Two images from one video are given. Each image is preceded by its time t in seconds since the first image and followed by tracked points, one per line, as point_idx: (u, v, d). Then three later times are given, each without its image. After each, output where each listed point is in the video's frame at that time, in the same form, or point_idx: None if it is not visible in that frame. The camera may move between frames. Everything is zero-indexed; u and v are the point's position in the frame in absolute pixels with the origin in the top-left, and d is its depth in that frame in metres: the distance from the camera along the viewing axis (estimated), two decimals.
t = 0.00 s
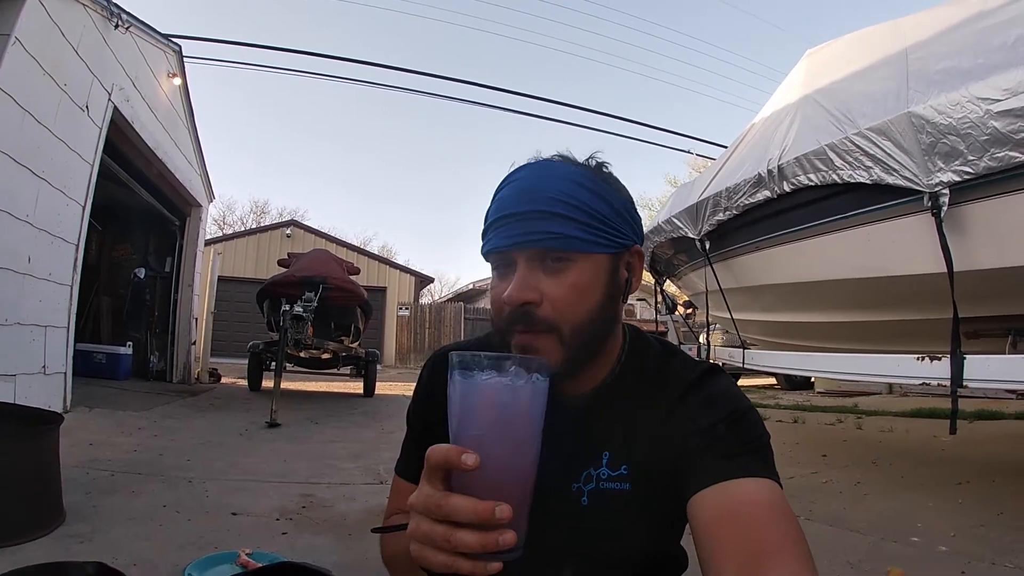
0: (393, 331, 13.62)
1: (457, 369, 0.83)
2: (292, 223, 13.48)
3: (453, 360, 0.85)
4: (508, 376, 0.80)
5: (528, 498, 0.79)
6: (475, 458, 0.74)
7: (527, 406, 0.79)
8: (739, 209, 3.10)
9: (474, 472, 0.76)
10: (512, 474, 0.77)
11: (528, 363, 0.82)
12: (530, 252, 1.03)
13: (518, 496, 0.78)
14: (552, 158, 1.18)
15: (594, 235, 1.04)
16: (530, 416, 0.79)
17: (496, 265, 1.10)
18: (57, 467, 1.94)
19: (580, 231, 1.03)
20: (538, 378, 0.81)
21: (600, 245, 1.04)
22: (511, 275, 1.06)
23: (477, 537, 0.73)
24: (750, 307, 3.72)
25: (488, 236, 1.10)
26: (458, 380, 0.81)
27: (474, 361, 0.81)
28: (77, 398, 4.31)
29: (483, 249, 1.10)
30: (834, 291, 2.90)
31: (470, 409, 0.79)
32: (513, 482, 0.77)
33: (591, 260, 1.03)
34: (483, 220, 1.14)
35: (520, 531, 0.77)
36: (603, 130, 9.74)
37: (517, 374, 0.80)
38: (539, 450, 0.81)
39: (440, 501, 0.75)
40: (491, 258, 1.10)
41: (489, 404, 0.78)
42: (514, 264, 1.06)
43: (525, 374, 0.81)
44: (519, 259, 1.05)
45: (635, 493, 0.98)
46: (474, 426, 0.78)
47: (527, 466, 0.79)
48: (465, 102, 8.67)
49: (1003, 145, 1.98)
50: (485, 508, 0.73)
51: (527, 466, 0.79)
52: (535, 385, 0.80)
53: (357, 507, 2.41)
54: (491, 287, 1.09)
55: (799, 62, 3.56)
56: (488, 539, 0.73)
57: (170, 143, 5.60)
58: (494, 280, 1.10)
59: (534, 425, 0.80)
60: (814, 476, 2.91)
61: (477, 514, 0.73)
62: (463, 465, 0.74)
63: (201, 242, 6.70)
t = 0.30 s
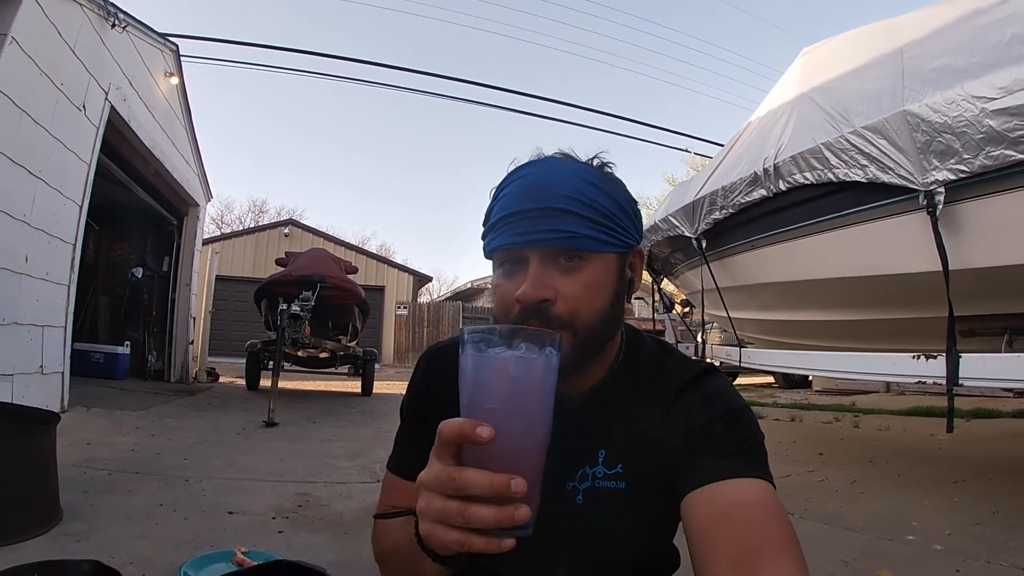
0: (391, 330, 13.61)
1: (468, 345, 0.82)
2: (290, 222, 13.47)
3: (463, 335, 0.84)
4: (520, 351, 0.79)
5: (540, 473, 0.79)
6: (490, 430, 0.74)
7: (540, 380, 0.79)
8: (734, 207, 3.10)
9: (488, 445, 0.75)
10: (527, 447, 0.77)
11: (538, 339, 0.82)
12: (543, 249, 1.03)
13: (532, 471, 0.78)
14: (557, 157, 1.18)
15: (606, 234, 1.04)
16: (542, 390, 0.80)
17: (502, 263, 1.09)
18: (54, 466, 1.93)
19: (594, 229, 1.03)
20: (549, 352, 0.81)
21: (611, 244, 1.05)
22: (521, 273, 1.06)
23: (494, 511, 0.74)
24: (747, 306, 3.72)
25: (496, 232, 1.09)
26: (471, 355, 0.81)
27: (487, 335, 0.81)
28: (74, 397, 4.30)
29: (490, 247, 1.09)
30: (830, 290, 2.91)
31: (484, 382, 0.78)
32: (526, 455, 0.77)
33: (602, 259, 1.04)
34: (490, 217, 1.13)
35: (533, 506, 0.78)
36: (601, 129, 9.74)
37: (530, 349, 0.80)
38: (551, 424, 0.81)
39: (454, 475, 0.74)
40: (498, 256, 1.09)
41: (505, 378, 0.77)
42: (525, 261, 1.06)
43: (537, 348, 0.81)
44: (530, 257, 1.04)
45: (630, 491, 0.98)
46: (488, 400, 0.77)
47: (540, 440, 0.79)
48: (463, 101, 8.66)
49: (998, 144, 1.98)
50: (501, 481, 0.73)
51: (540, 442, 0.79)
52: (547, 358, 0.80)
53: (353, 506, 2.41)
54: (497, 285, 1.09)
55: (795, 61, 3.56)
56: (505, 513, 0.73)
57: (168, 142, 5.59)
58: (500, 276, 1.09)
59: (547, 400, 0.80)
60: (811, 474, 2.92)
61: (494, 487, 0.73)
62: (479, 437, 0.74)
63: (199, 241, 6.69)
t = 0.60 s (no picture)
0: (389, 329, 13.59)
1: (484, 342, 0.82)
2: (288, 221, 13.45)
3: (478, 333, 0.85)
4: (536, 347, 0.79)
5: (555, 468, 0.79)
6: (508, 425, 0.74)
7: (556, 376, 0.79)
8: (733, 205, 3.10)
9: (506, 440, 0.75)
10: (542, 442, 0.77)
11: (554, 336, 0.82)
12: (557, 249, 1.03)
13: (547, 466, 0.78)
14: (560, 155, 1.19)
15: (617, 232, 1.05)
16: (558, 386, 0.80)
17: (512, 263, 1.08)
18: (52, 467, 1.93)
19: (607, 227, 1.04)
20: (564, 349, 0.81)
21: (622, 243, 1.06)
22: (533, 272, 1.05)
23: (510, 505, 0.73)
24: (745, 304, 3.73)
25: (506, 231, 1.08)
26: (487, 352, 0.81)
27: (504, 331, 0.81)
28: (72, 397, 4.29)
29: (500, 247, 1.08)
30: (829, 288, 2.91)
31: (501, 378, 0.78)
32: (542, 450, 0.77)
33: (614, 257, 1.05)
34: (498, 216, 1.12)
35: (547, 499, 0.78)
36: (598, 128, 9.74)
37: (545, 346, 0.80)
38: (566, 420, 0.81)
39: (470, 469, 0.74)
40: (508, 256, 1.08)
41: (522, 374, 0.77)
42: (538, 260, 1.05)
43: (553, 344, 0.81)
44: (543, 256, 1.04)
45: (635, 489, 0.98)
46: (504, 395, 0.77)
47: (554, 436, 0.79)
48: (460, 99, 8.65)
49: (997, 141, 1.98)
50: (518, 475, 0.73)
51: (554, 437, 0.79)
52: (563, 354, 0.81)
53: (353, 506, 2.41)
54: (508, 285, 1.08)
55: (793, 59, 3.56)
56: (522, 507, 0.73)
57: (165, 142, 5.57)
58: (510, 275, 1.08)
59: (562, 395, 0.80)
60: (810, 472, 2.92)
61: (511, 481, 0.73)
62: (496, 431, 0.74)
63: (197, 241, 6.67)
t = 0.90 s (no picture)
0: (386, 328, 13.59)
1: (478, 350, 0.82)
2: (286, 219, 13.43)
3: (473, 340, 0.84)
4: (530, 356, 0.79)
5: (549, 475, 0.79)
6: (503, 435, 0.74)
7: (551, 385, 0.79)
8: (731, 206, 3.11)
9: (500, 449, 0.75)
10: (537, 450, 0.77)
11: (549, 344, 0.82)
12: (552, 245, 1.03)
13: (542, 474, 0.78)
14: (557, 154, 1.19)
15: (612, 230, 1.06)
16: (553, 396, 0.80)
17: (507, 259, 1.08)
18: (49, 465, 1.92)
19: (603, 225, 1.04)
20: (559, 357, 0.81)
21: (617, 241, 1.06)
22: (528, 268, 1.05)
23: (505, 513, 0.73)
24: (743, 304, 3.73)
25: (502, 227, 1.08)
26: (482, 360, 0.81)
27: (498, 340, 0.81)
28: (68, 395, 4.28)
29: (496, 242, 1.08)
30: (827, 288, 2.91)
31: (496, 388, 0.78)
32: (536, 458, 0.77)
33: (609, 255, 1.05)
34: (494, 212, 1.12)
35: (541, 506, 0.78)
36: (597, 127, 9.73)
37: (540, 354, 0.80)
38: (560, 428, 0.81)
39: (465, 477, 0.74)
40: (504, 251, 1.08)
41: (516, 383, 0.77)
42: (533, 257, 1.05)
43: (547, 354, 0.81)
44: (539, 252, 1.04)
45: (630, 488, 0.98)
46: (498, 404, 0.78)
47: (549, 443, 0.79)
48: (459, 98, 8.64)
49: (995, 143, 1.99)
50: (513, 484, 0.73)
51: (549, 444, 0.79)
52: (558, 363, 0.81)
53: (350, 504, 2.40)
54: (502, 281, 1.07)
55: (792, 59, 3.56)
56: (517, 515, 0.73)
57: (163, 139, 5.56)
58: (506, 272, 1.07)
59: (557, 404, 0.80)
60: (807, 472, 2.93)
61: (506, 490, 0.73)
62: (491, 441, 0.73)
63: (194, 239, 6.66)
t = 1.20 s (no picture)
0: (385, 328, 13.58)
1: (464, 360, 0.83)
2: (285, 218, 13.42)
3: (459, 350, 0.84)
4: (515, 367, 0.80)
5: (533, 485, 0.80)
6: (487, 447, 0.74)
7: (535, 396, 0.80)
8: (729, 206, 3.11)
9: (484, 460, 0.76)
10: (522, 460, 0.78)
11: (533, 355, 0.82)
12: (561, 236, 1.03)
13: (526, 484, 0.78)
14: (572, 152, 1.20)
15: (619, 231, 1.07)
16: (538, 406, 0.80)
17: (512, 244, 1.08)
18: (47, 463, 1.92)
19: (612, 224, 1.05)
20: (544, 368, 0.82)
21: (622, 242, 1.07)
22: (534, 257, 1.05)
23: (489, 524, 0.74)
24: (742, 305, 3.73)
25: (510, 213, 1.08)
26: (467, 371, 0.81)
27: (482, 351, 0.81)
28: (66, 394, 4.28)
29: (503, 225, 1.08)
30: (825, 289, 2.92)
31: (480, 399, 0.78)
32: (521, 468, 0.78)
33: (615, 254, 1.06)
34: (505, 196, 1.12)
35: (526, 515, 0.79)
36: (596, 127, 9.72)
37: (525, 365, 0.80)
38: (546, 438, 0.81)
39: (450, 488, 0.75)
40: (511, 235, 1.08)
41: (501, 395, 0.78)
42: (539, 246, 1.05)
43: (533, 364, 0.81)
44: (547, 241, 1.04)
45: (623, 489, 0.98)
46: (483, 415, 0.78)
47: (534, 453, 0.80)
48: (459, 98, 8.64)
49: (993, 145, 1.99)
50: (497, 495, 0.74)
51: (534, 454, 0.79)
52: (542, 375, 0.81)
53: (348, 504, 2.40)
54: (505, 266, 1.07)
55: (791, 60, 3.56)
56: (500, 525, 0.74)
57: (162, 138, 5.55)
58: (509, 257, 1.07)
59: (541, 415, 0.81)
60: (804, 472, 2.93)
61: (489, 500, 0.73)
62: (475, 453, 0.74)
63: (193, 238, 6.65)
